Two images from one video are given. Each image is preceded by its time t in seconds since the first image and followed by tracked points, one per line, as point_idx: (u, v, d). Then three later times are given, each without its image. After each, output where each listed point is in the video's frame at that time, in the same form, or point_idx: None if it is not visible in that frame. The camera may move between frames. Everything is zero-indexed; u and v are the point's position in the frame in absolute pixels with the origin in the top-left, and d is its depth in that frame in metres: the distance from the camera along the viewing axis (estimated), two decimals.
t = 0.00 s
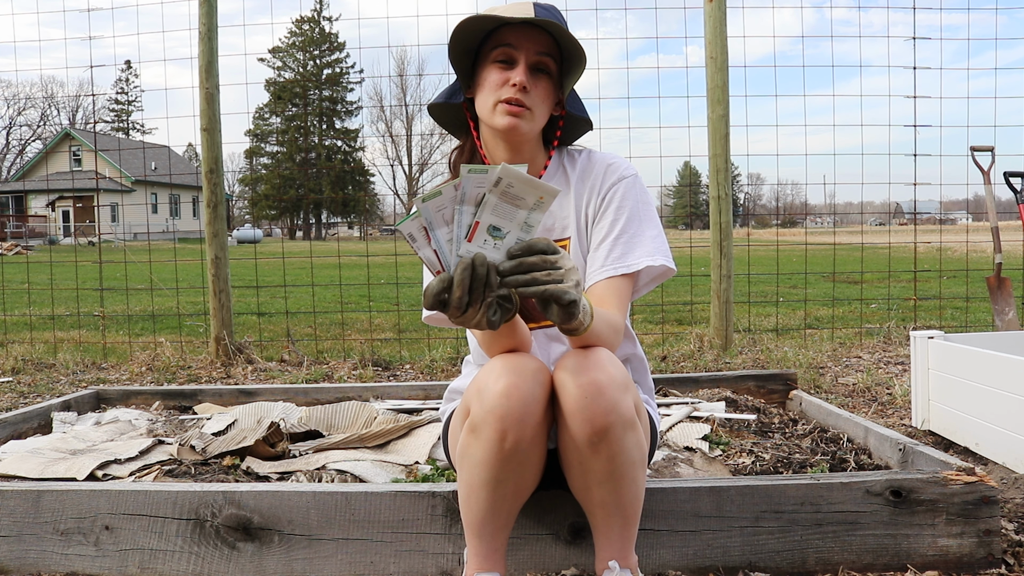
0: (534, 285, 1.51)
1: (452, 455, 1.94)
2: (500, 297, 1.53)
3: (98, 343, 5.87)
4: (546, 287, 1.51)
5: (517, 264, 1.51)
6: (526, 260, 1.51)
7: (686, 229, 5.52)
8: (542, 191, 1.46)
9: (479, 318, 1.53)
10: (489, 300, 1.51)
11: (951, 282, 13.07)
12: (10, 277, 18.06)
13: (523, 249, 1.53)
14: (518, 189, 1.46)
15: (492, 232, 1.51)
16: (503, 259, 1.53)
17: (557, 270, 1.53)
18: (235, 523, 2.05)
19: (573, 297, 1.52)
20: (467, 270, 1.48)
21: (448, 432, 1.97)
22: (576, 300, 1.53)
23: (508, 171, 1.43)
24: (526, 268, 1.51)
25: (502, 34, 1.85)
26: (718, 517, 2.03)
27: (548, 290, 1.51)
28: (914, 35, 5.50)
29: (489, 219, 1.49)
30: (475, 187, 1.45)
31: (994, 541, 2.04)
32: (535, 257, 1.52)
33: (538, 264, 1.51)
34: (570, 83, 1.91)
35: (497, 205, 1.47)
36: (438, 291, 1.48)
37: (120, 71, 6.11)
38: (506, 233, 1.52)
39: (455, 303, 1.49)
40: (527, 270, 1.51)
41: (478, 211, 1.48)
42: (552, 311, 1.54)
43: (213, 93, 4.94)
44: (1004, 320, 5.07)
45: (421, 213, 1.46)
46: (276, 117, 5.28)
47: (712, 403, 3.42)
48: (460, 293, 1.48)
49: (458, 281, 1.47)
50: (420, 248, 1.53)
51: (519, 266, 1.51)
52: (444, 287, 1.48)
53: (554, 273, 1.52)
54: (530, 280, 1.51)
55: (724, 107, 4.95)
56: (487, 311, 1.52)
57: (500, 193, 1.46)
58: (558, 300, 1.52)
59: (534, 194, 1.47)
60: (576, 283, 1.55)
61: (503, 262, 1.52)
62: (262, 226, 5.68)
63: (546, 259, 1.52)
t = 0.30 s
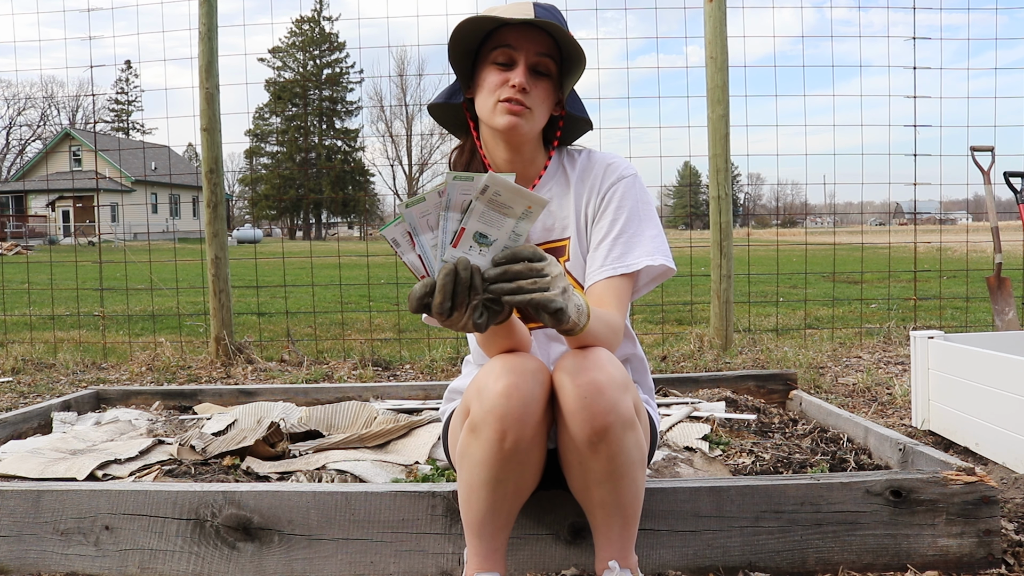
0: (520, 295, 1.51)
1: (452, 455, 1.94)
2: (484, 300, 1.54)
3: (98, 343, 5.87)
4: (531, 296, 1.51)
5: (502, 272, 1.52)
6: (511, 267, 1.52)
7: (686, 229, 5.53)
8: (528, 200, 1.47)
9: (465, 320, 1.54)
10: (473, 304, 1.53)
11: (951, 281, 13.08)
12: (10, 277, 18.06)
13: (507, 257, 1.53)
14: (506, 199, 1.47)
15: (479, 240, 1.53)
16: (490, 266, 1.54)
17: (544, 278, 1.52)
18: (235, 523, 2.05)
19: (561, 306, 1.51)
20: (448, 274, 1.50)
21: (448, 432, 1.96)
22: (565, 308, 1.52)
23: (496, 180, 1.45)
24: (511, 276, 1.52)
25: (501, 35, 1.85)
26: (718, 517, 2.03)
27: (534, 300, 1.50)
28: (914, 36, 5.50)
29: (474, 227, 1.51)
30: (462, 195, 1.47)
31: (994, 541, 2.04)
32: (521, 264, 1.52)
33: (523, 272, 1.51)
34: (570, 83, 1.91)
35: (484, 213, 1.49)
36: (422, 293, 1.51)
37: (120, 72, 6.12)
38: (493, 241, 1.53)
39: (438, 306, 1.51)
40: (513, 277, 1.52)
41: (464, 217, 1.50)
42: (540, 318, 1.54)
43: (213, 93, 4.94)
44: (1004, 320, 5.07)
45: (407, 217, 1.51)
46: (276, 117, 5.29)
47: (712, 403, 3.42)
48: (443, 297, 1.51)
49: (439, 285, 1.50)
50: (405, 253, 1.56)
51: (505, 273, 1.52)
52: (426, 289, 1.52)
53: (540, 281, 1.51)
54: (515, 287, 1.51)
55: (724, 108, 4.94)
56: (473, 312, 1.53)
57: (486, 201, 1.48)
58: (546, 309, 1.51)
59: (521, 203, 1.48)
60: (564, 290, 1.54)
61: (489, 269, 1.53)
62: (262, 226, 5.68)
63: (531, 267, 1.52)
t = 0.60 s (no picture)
0: (523, 298, 1.52)
1: (452, 455, 1.94)
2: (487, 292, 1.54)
3: (98, 343, 5.87)
4: (533, 302, 1.52)
5: (511, 273, 1.51)
6: (522, 271, 1.51)
7: (686, 229, 5.53)
8: (559, 210, 1.43)
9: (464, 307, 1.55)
10: (474, 292, 1.52)
11: (951, 281, 13.08)
12: (10, 277, 18.06)
13: (519, 258, 1.52)
14: (537, 203, 1.43)
15: (501, 234, 1.50)
16: (503, 262, 1.53)
17: (550, 285, 1.52)
18: (235, 523, 2.05)
19: (560, 316, 1.53)
20: (459, 258, 1.49)
21: (448, 431, 1.97)
22: (564, 318, 1.54)
23: (531, 183, 1.39)
24: (518, 278, 1.52)
25: (502, 35, 1.85)
26: (718, 517, 2.03)
27: (536, 306, 1.51)
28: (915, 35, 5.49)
29: (501, 220, 1.48)
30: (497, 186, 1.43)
31: (994, 541, 2.04)
32: (531, 269, 1.52)
33: (531, 277, 1.52)
34: (570, 84, 1.91)
35: (513, 210, 1.45)
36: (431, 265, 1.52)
37: (120, 71, 6.11)
38: (516, 238, 1.51)
39: (441, 285, 1.52)
40: (519, 280, 1.52)
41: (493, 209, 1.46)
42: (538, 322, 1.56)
43: (213, 93, 4.94)
44: (1004, 320, 5.07)
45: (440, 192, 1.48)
46: (276, 117, 5.29)
47: (712, 403, 3.42)
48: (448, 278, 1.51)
49: (447, 266, 1.49)
50: (431, 222, 1.54)
51: (513, 275, 1.52)
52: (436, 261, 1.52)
53: (547, 291, 1.52)
54: (521, 290, 1.52)
55: (724, 108, 4.94)
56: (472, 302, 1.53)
57: (518, 200, 1.43)
58: (547, 316, 1.53)
59: (551, 211, 1.44)
60: (567, 300, 1.55)
61: (500, 267, 1.52)
62: (262, 226, 5.68)
63: (540, 272, 1.52)
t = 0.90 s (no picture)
0: (555, 288, 1.50)
1: (452, 455, 1.94)
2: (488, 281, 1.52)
3: (98, 343, 5.87)
4: (563, 295, 1.51)
5: (549, 262, 1.49)
6: (561, 263, 1.49)
7: (686, 229, 5.53)
8: (610, 211, 1.43)
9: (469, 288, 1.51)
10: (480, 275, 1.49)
11: (951, 281, 13.09)
12: (10, 277, 18.06)
13: (559, 248, 1.49)
14: (592, 199, 1.42)
15: (546, 223, 1.46)
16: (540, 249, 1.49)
17: (583, 281, 1.52)
18: (235, 523, 2.05)
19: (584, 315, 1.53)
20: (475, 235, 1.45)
21: (448, 431, 1.96)
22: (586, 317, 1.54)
23: (595, 178, 1.37)
24: (554, 268, 1.50)
25: (505, 34, 1.85)
26: (718, 517, 2.03)
27: (564, 298, 1.51)
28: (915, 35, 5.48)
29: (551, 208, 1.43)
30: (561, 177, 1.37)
31: (994, 541, 2.04)
32: (568, 262, 1.50)
33: (566, 269, 1.50)
34: (573, 84, 1.91)
35: (567, 201, 1.42)
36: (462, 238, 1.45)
37: (120, 71, 6.11)
38: (559, 230, 1.48)
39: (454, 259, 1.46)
40: (555, 271, 1.50)
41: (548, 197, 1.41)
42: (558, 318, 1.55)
43: (213, 93, 4.94)
44: (1004, 320, 5.07)
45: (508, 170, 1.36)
46: (276, 117, 5.29)
47: (712, 403, 3.42)
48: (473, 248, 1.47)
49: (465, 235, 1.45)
50: (479, 196, 1.41)
51: (551, 264, 1.49)
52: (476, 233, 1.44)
53: (579, 288, 1.51)
54: (555, 281, 1.50)
55: (724, 108, 4.94)
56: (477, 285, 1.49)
57: (573, 191, 1.40)
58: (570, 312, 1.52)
59: (601, 209, 1.44)
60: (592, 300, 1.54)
61: (539, 254, 1.49)
62: (262, 226, 5.67)
63: (576, 267, 1.50)
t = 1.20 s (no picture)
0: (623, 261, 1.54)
1: (451, 455, 1.93)
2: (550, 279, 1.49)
3: (98, 343, 5.86)
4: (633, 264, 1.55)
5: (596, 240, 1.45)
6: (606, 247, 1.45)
7: (686, 229, 5.53)
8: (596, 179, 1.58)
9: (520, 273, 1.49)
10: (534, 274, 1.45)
11: (951, 281, 13.08)
12: (9, 277, 18.06)
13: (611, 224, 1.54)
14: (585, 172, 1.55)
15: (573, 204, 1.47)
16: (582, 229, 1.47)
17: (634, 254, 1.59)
18: (235, 523, 2.05)
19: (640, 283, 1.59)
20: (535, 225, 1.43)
21: (447, 431, 1.96)
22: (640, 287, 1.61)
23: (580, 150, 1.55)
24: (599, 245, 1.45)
25: (508, 33, 1.85)
26: (718, 517, 2.03)
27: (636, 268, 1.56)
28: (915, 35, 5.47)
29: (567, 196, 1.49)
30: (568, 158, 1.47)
31: (994, 541, 2.04)
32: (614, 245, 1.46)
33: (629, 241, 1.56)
34: (575, 85, 1.91)
35: (575, 178, 1.51)
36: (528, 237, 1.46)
37: (120, 71, 6.11)
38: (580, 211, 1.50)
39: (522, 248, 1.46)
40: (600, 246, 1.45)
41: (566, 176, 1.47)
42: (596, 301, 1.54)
43: (213, 93, 4.94)
44: (1004, 320, 5.07)
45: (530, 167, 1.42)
46: (276, 117, 5.29)
47: (712, 403, 3.42)
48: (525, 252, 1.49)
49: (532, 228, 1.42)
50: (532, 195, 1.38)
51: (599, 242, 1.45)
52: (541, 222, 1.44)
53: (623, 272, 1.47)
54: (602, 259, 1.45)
55: (724, 108, 4.94)
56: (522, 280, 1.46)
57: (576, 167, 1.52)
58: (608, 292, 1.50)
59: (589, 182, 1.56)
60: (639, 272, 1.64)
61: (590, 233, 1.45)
62: (262, 226, 5.67)
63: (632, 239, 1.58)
